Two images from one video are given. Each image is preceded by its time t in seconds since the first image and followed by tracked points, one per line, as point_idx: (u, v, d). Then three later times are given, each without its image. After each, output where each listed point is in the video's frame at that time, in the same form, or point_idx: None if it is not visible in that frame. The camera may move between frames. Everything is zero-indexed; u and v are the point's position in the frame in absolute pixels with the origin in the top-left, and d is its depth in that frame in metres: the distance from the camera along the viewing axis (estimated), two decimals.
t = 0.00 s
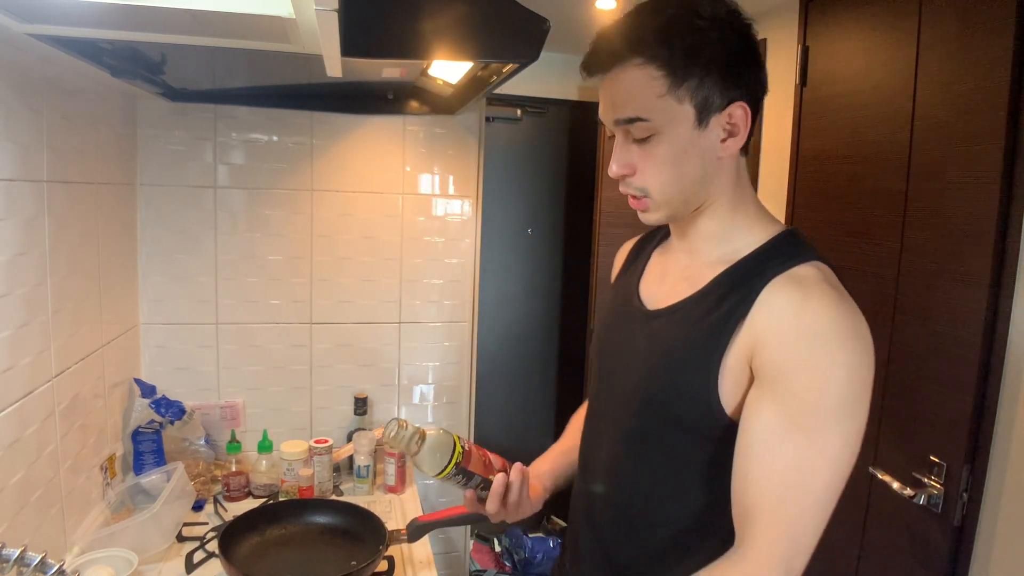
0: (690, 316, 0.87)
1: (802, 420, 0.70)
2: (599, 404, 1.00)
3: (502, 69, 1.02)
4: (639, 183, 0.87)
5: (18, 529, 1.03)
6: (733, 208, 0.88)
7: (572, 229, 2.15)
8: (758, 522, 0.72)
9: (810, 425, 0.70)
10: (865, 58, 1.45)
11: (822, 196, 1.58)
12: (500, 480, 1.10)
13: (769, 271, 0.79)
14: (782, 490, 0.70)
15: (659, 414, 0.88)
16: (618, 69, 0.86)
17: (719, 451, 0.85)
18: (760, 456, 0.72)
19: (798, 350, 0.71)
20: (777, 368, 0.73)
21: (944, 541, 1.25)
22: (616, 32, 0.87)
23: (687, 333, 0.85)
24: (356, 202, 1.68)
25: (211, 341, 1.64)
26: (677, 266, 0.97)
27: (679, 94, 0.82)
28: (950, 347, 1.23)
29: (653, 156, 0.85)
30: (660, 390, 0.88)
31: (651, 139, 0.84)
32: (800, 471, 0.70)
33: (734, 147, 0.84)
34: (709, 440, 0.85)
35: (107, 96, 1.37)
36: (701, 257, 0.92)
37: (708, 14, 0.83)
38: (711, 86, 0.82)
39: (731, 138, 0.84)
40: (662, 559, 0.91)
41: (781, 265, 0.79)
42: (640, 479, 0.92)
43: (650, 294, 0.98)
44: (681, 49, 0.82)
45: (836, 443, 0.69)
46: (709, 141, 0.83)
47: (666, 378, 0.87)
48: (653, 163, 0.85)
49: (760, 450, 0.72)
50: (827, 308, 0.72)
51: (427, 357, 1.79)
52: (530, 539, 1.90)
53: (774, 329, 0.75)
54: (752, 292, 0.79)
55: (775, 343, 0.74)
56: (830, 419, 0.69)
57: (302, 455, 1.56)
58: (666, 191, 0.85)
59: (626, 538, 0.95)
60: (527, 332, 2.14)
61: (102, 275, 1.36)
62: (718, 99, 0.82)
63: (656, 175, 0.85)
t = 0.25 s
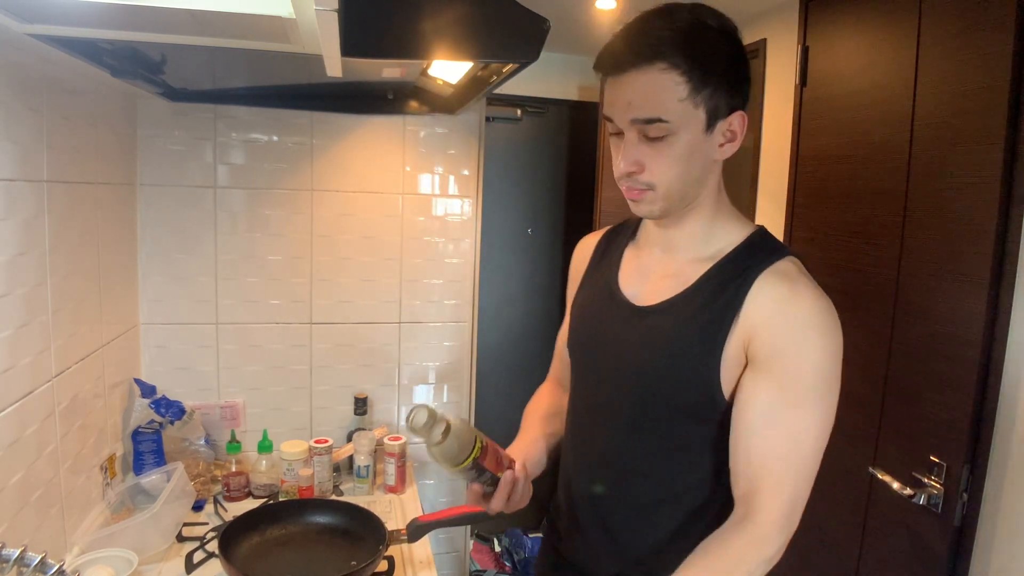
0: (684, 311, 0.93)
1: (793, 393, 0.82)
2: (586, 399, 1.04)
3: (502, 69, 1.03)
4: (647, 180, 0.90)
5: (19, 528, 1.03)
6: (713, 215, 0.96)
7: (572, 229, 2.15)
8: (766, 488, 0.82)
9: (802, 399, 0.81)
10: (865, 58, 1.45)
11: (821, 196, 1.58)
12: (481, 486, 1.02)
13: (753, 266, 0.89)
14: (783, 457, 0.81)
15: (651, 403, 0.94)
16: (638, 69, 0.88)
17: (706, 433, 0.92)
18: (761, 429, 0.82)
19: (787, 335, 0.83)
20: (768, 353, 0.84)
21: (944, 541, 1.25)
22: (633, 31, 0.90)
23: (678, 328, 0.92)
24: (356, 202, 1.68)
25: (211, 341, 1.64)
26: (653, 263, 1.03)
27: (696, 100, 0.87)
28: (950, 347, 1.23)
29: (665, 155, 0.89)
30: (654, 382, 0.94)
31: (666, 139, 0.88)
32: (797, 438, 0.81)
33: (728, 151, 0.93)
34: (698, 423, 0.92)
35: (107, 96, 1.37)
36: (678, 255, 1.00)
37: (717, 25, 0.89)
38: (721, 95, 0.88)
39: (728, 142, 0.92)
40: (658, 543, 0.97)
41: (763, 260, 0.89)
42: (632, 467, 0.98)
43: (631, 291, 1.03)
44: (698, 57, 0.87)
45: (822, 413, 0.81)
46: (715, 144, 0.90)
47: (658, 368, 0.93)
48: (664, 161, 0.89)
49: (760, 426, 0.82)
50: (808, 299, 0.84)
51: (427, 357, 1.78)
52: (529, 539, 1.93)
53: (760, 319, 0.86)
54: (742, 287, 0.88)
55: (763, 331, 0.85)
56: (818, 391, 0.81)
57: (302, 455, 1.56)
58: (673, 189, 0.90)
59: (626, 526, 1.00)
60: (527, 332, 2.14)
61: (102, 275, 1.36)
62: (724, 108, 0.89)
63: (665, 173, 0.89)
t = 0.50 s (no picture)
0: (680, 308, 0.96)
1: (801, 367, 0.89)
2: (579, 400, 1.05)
3: (502, 69, 1.03)
4: (665, 160, 0.95)
5: (19, 528, 1.03)
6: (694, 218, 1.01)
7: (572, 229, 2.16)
8: (793, 453, 0.89)
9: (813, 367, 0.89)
10: (865, 58, 1.45)
11: (821, 195, 1.58)
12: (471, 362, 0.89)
13: (749, 251, 0.95)
14: (801, 424, 0.89)
15: (648, 397, 0.97)
16: (676, 53, 0.94)
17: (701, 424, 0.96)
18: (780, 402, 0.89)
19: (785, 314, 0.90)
20: (773, 333, 0.91)
21: (944, 541, 1.25)
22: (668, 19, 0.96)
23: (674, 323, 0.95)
24: (356, 202, 1.68)
25: (211, 341, 1.64)
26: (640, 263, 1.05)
27: (717, 94, 0.96)
28: (950, 346, 1.23)
29: (685, 138, 0.95)
30: (650, 376, 0.97)
31: (689, 123, 0.95)
32: (815, 404, 0.89)
33: (719, 152, 1.04)
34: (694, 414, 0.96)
35: (107, 96, 1.37)
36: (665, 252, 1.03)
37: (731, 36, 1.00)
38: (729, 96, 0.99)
39: (722, 145, 1.03)
40: (662, 534, 1.00)
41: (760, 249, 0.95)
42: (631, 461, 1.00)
43: (624, 290, 1.04)
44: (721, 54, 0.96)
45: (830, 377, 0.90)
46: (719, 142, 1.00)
47: (654, 362, 0.96)
48: (684, 144, 0.95)
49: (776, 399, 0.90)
50: (804, 278, 0.92)
51: (427, 357, 1.78)
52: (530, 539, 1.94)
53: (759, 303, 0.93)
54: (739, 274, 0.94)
55: (763, 315, 0.92)
56: (823, 360, 0.89)
57: (302, 455, 1.56)
58: (683, 175, 0.96)
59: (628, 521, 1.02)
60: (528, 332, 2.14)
61: (102, 275, 1.36)
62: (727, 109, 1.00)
63: (683, 155, 0.95)
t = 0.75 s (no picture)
0: (687, 310, 0.97)
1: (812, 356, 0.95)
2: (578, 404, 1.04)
3: (501, 69, 1.03)
4: (677, 150, 0.95)
5: (19, 528, 1.03)
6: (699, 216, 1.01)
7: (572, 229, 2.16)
8: (804, 437, 0.95)
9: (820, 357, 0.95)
10: (865, 58, 1.45)
11: (821, 195, 1.58)
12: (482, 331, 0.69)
13: (756, 246, 0.99)
14: (810, 410, 0.95)
15: (662, 395, 0.98)
16: (686, 45, 0.96)
17: (705, 427, 0.97)
18: (792, 391, 0.95)
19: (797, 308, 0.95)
20: (785, 326, 0.96)
21: (944, 541, 1.25)
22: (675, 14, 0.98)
23: (682, 325, 0.97)
24: (356, 202, 1.68)
25: (211, 341, 1.64)
26: (644, 260, 1.04)
27: (724, 87, 0.98)
28: (951, 346, 1.23)
29: (696, 129, 0.95)
30: (657, 378, 0.98)
31: (700, 114, 0.95)
32: (822, 390, 0.95)
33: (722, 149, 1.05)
34: (699, 417, 0.97)
35: (107, 96, 1.37)
36: (671, 248, 1.03)
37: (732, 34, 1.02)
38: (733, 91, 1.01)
39: (725, 141, 1.04)
40: (672, 534, 1.00)
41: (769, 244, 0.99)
42: (637, 465, 1.00)
43: (634, 289, 1.02)
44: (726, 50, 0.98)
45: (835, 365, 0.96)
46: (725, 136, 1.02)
47: (670, 360, 0.97)
48: (694, 135, 0.95)
49: (789, 388, 0.95)
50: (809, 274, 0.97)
51: (427, 357, 1.78)
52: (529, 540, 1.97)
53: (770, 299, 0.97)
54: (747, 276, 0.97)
55: (775, 309, 0.97)
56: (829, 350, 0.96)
57: (302, 455, 1.56)
58: (694, 166, 0.96)
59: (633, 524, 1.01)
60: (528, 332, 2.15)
61: (102, 275, 1.36)
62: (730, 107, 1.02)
63: (694, 146, 0.95)
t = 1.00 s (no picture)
0: (709, 315, 0.96)
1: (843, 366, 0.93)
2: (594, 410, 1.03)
3: (501, 70, 1.03)
4: (686, 142, 0.93)
5: (19, 528, 1.03)
6: (717, 213, 1.01)
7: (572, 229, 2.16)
8: (834, 451, 0.93)
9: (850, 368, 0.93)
10: (865, 58, 1.45)
11: (821, 196, 1.58)
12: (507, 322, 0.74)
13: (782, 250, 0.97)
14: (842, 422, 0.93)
15: (684, 400, 0.97)
16: (694, 36, 0.96)
17: (727, 438, 0.96)
18: (821, 402, 0.93)
19: (823, 315, 0.94)
20: (813, 335, 0.95)
21: (944, 542, 1.25)
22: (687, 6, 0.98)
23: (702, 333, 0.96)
24: (356, 202, 1.68)
25: (211, 341, 1.64)
26: (663, 263, 1.03)
27: (737, 77, 0.96)
28: (951, 347, 1.23)
29: (705, 121, 0.94)
30: (680, 383, 0.96)
31: (709, 106, 0.94)
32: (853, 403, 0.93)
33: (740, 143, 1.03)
34: (721, 429, 0.96)
35: (107, 96, 1.37)
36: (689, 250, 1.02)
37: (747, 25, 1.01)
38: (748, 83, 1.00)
39: (743, 134, 1.02)
40: (693, 545, 0.98)
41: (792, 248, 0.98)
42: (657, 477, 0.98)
43: (651, 292, 1.01)
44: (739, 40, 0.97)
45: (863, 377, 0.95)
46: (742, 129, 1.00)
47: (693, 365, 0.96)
48: (704, 127, 0.94)
49: (818, 400, 0.93)
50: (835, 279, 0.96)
51: (427, 357, 1.79)
52: (529, 540, 1.99)
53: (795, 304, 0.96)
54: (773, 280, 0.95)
55: (802, 315, 0.96)
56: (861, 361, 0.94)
57: (302, 455, 1.56)
58: (706, 159, 0.95)
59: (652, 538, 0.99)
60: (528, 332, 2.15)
61: (102, 275, 1.36)
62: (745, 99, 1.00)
63: (704, 138, 0.94)
